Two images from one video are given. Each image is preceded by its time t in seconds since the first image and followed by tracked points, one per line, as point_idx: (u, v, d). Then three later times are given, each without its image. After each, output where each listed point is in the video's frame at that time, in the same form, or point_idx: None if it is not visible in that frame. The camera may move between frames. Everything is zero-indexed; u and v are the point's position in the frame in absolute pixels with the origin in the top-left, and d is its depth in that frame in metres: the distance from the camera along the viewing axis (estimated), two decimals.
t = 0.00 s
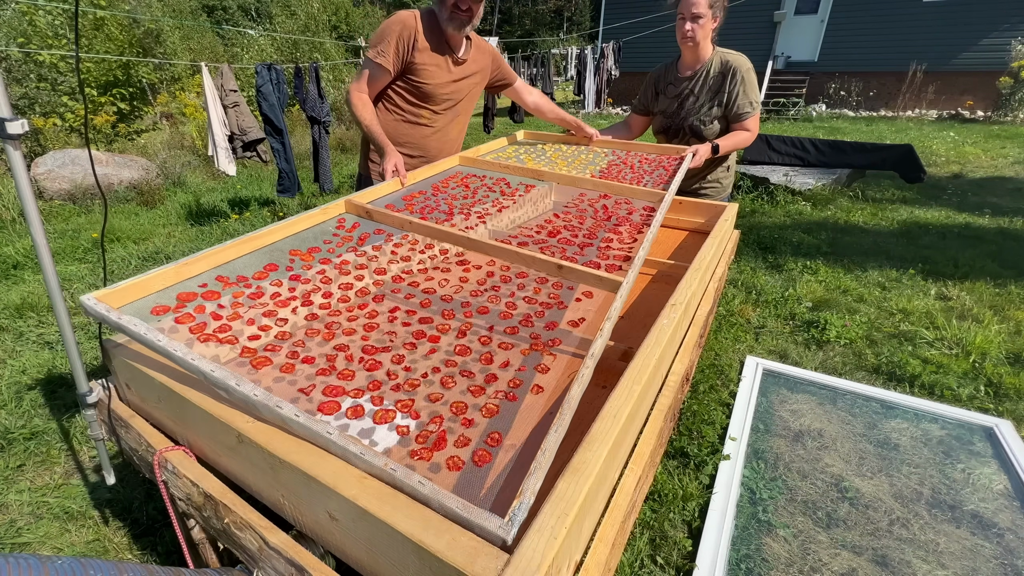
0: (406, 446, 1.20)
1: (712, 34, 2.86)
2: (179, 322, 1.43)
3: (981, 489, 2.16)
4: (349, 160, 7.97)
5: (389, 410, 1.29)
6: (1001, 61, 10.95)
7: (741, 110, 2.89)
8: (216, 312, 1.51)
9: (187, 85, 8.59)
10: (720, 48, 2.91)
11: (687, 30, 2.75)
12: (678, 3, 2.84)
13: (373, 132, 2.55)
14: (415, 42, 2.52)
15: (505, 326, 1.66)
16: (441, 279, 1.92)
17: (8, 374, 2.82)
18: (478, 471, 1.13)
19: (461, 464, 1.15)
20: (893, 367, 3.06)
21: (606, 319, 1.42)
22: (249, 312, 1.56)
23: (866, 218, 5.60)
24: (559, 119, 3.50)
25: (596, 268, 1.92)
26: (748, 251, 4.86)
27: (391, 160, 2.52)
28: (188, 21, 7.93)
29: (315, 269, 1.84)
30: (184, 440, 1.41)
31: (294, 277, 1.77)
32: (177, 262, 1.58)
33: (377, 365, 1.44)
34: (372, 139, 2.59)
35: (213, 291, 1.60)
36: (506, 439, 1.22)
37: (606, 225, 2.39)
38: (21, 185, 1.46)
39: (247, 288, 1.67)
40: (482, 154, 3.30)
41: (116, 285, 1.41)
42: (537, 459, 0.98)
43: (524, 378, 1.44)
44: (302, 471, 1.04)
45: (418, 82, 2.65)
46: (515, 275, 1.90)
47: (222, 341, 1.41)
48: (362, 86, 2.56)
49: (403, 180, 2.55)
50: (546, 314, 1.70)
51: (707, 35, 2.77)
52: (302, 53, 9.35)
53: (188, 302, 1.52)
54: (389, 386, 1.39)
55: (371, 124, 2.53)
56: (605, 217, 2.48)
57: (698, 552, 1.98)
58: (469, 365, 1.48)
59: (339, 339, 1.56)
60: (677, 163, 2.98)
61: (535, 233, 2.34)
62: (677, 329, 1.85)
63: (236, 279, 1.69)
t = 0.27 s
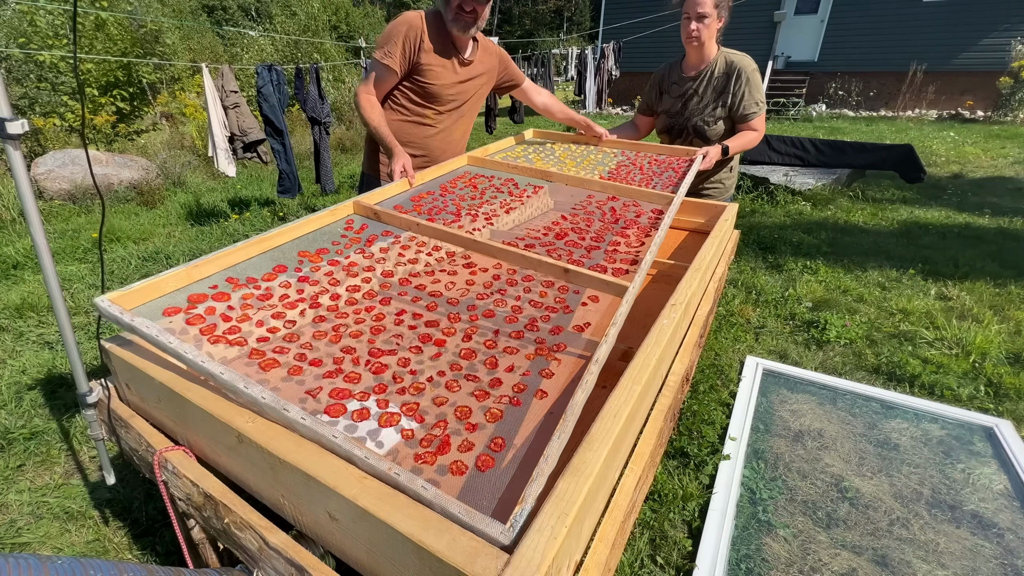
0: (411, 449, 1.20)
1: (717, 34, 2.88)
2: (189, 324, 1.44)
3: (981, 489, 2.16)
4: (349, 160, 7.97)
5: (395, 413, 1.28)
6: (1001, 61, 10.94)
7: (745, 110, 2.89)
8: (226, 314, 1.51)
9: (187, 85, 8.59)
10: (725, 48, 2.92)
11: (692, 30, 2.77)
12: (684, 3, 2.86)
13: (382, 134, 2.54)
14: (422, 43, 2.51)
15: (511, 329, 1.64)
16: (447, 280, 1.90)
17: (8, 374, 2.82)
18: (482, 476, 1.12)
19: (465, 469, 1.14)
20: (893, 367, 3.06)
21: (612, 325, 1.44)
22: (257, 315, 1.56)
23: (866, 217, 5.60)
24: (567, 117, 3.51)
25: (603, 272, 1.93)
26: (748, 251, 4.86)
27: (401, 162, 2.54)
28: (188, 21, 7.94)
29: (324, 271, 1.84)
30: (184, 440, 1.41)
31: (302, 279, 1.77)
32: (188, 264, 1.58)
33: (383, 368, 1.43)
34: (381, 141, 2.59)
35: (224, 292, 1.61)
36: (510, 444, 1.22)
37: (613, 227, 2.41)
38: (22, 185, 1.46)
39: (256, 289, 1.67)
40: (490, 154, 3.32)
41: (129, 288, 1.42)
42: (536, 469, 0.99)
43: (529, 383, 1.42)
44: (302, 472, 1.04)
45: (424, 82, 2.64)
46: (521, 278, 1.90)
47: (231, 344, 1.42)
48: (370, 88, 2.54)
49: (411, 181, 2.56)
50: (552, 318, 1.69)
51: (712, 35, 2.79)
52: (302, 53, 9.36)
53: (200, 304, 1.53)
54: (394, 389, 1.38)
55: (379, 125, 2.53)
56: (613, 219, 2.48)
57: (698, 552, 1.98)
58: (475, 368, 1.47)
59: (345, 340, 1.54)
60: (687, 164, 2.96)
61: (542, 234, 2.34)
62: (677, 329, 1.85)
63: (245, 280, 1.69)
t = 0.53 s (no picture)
0: (422, 449, 1.20)
1: (723, 33, 2.88)
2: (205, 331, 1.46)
3: (981, 489, 2.16)
4: (348, 160, 7.97)
5: (406, 415, 1.29)
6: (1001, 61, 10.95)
7: (752, 110, 2.90)
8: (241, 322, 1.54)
9: (187, 85, 8.59)
10: (731, 47, 2.92)
11: (699, 29, 2.76)
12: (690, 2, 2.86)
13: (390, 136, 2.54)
14: (424, 43, 2.51)
15: (520, 329, 1.64)
16: (456, 282, 1.90)
17: (8, 374, 2.82)
18: (493, 475, 1.13)
19: (476, 468, 1.15)
20: (893, 367, 3.06)
21: (621, 323, 1.45)
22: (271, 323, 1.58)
23: (866, 217, 5.60)
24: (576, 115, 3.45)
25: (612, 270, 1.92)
26: (748, 251, 4.86)
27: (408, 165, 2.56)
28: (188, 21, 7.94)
29: (335, 277, 1.86)
30: (184, 440, 1.41)
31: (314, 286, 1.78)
32: (203, 274, 1.61)
33: (394, 370, 1.44)
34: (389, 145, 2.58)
35: (238, 301, 1.63)
36: (520, 443, 1.22)
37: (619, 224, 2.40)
38: (22, 185, 1.46)
39: (270, 296, 1.69)
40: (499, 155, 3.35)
41: (147, 298, 1.45)
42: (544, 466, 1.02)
43: (538, 383, 1.42)
44: (302, 472, 1.04)
45: (426, 82, 2.64)
46: (529, 277, 1.91)
47: (245, 350, 1.44)
48: (373, 89, 2.54)
49: (419, 185, 2.60)
50: (561, 318, 1.68)
51: (719, 34, 2.79)
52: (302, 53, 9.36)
53: (214, 312, 1.55)
54: (405, 391, 1.39)
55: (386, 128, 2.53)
56: (621, 216, 2.48)
57: (698, 552, 1.98)
58: (484, 369, 1.47)
59: (356, 344, 1.55)
60: (696, 160, 2.96)
61: (548, 232, 2.35)
62: (677, 329, 1.85)
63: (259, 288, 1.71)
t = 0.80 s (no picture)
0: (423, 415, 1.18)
1: (727, 32, 2.89)
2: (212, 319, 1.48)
3: (981, 489, 2.16)
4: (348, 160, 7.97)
5: (408, 385, 1.28)
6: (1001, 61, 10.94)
7: (758, 107, 2.90)
8: (247, 310, 1.56)
9: (187, 85, 8.60)
10: (735, 46, 2.93)
11: (703, 28, 2.77)
12: (693, 2, 2.87)
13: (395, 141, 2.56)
14: (423, 44, 2.50)
15: (524, 305, 1.64)
16: (460, 268, 1.91)
17: (8, 374, 2.82)
18: (494, 432, 1.09)
19: (477, 428, 1.11)
20: (893, 367, 3.06)
21: (627, 290, 1.46)
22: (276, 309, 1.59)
23: (866, 217, 5.60)
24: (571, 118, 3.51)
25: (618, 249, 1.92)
26: (748, 251, 4.86)
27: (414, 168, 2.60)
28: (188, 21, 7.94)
29: (341, 271, 1.88)
30: (184, 440, 1.41)
31: (320, 278, 1.80)
32: (212, 269, 1.64)
33: (398, 347, 1.44)
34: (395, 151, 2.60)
35: (246, 293, 1.65)
36: (523, 403, 1.19)
37: (626, 212, 2.39)
38: (22, 186, 1.46)
39: (276, 288, 1.71)
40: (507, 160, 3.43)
41: (158, 290, 1.48)
42: (552, 416, 0.98)
43: (542, 350, 1.41)
44: (302, 472, 1.04)
45: (426, 83, 2.64)
46: (534, 260, 1.92)
47: (250, 334, 1.44)
48: (373, 93, 2.55)
49: (425, 189, 2.66)
50: (565, 292, 1.68)
51: (722, 33, 2.80)
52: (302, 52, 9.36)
53: (222, 303, 1.57)
54: (408, 364, 1.38)
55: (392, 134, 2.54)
56: (628, 205, 2.49)
57: (698, 552, 1.98)
58: (488, 342, 1.47)
59: (360, 326, 1.55)
60: (702, 153, 2.92)
61: (554, 225, 2.35)
62: (677, 329, 1.85)
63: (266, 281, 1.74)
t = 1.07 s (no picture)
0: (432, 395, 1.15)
1: (728, 32, 2.89)
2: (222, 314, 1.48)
3: (981, 489, 2.16)
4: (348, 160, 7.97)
5: (417, 367, 1.27)
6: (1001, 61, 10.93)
7: (760, 106, 2.90)
8: (257, 304, 1.56)
9: (187, 85, 8.60)
10: (736, 45, 2.93)
11: (703, 29, 2.77)
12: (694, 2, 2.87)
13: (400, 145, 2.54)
14: (418, 43, 2.49)
15: (535, 293, 1.64)
16: (470, 262, 1.92)
17: (8, 374, 2.82)
18: (506, 410, 1.08)
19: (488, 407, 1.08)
20: (893, 367, 3.06)
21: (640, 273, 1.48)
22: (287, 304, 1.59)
23: (866, 217, 5.60)
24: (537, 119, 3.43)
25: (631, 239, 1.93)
26: (748, 251, 4.86)
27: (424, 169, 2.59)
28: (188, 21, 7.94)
29: (350, 269, 1.88)
30: (184, 440, 1.41)
31: (330, 276, 1.81)
32: (223, 266, 1.63)
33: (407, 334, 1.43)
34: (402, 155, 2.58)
35: (256, 290, 1.66)
36: (535, 384, 1.18)
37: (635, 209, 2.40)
38: (22, 186, 1.46)
39: (287, 286, 1.71)
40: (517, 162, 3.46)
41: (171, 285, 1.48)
42: (565, 391, 0.97)
43: (553, 334, 1.41)
44: (302, 472, 1.04)
45: (425, 82, 2.63)
46: (545, 252, 1.95)
47: (259, 326, 1.43)
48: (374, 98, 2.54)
49: (434, 193, 2.68)
50: (577, 280, 1.69)
51: (723, 33, 2.80)
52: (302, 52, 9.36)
53: (232, 298, 1.57)
54: (416, 348, 1.38)
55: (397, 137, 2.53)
56: (640, 201, 2.50)
57: (698, 552, 1.98)
58: (498, 328, 1.46)
59: (369, 317, 1.55)
60: (713, 152, 2.94)
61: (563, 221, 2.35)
62: (677, 329, 1.85)
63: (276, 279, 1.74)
